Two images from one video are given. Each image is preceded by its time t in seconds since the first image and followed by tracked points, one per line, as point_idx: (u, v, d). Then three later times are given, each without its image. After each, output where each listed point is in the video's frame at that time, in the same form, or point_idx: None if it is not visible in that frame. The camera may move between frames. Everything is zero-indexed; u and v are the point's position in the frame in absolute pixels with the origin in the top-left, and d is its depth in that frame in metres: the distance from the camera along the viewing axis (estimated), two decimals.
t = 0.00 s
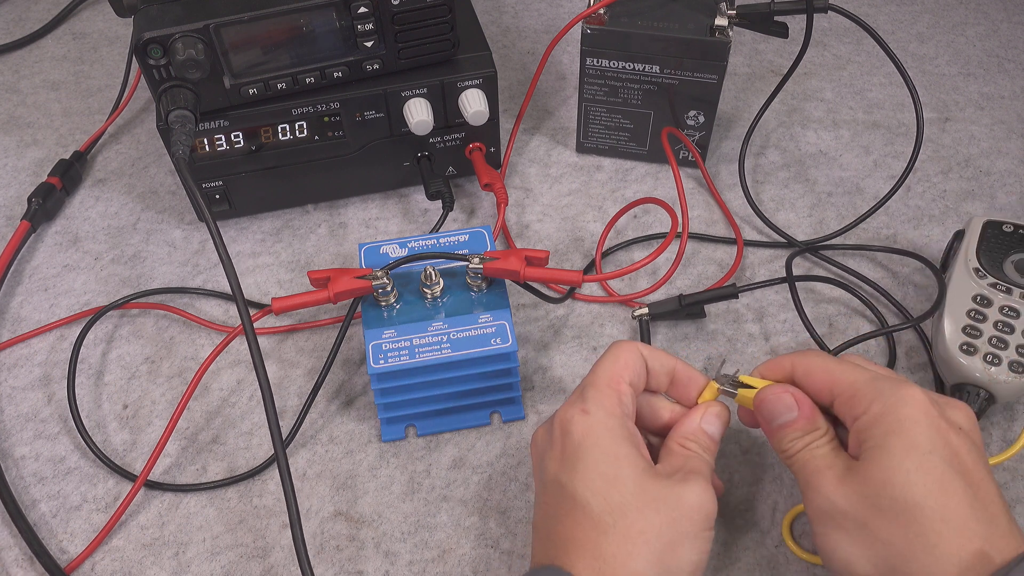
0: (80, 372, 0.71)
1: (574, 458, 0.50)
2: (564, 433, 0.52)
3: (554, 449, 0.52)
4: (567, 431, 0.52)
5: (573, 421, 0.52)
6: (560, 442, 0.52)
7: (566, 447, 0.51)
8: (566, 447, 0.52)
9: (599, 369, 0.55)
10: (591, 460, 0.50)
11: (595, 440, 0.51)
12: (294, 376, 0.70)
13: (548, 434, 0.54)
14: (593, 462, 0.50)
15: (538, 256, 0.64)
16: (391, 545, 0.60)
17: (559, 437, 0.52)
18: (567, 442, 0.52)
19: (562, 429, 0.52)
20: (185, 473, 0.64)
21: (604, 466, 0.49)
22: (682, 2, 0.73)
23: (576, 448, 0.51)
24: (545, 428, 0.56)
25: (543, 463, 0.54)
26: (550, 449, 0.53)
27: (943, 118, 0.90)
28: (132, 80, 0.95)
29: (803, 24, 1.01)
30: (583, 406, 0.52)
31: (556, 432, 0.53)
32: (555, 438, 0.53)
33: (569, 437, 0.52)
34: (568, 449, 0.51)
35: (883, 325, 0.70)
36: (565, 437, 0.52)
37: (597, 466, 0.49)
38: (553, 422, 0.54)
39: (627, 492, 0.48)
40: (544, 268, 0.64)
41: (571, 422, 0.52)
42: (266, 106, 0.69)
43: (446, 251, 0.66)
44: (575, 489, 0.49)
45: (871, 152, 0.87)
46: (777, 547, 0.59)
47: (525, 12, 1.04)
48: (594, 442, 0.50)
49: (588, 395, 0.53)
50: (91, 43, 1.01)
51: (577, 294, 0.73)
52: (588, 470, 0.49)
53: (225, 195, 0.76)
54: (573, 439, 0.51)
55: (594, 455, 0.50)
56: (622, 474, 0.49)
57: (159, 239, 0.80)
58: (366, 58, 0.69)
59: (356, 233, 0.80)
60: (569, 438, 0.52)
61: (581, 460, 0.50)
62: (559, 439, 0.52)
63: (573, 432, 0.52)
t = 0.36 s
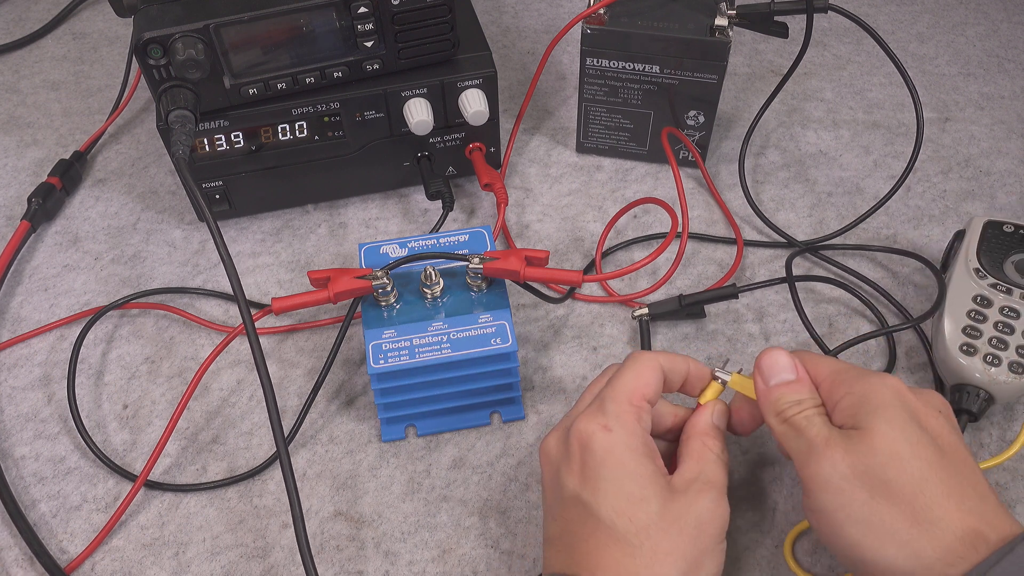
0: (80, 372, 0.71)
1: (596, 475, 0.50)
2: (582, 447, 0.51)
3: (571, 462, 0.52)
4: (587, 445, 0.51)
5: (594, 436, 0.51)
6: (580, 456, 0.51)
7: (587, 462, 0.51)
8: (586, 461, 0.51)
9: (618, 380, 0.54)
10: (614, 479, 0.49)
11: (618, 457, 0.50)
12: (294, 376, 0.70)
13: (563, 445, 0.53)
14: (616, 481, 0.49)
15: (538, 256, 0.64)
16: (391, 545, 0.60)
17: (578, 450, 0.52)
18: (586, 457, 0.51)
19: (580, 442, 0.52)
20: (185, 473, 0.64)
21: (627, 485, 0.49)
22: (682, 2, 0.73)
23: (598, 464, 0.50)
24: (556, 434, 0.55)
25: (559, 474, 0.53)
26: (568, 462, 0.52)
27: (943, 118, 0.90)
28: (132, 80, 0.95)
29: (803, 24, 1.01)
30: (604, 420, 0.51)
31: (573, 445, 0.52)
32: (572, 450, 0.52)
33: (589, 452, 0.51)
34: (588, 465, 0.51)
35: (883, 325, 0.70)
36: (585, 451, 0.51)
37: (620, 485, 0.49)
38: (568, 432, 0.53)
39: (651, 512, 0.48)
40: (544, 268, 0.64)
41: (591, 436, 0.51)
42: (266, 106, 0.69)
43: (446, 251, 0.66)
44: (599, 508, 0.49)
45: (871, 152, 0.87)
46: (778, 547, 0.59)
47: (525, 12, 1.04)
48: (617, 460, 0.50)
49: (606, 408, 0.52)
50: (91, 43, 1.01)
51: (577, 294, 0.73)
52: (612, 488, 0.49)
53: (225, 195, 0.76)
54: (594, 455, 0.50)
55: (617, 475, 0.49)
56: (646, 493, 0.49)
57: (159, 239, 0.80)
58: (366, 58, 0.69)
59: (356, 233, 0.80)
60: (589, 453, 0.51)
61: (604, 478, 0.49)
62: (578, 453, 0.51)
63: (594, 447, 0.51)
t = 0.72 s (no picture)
0: (80, 372, 0.71)
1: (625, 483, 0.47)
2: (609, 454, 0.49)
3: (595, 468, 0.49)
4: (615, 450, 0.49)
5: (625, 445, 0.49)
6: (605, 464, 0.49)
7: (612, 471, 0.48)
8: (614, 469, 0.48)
9: (637, 386, 0.52)
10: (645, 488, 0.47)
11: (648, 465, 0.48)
12: (294, 376, 0.70)
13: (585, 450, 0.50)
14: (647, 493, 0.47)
15: (538, 256, 0.64)
16: (391, 545, 0.60)
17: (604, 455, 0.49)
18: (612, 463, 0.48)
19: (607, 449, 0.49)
20: (185, 473, 0.64)
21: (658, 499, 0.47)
22: (682, 2, 0.73)
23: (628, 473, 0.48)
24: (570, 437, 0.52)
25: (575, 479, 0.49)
26: (592, 467, 0.49)
27: (943, 118, 0.90)
28: (132, 80, 0.95)
29: (803, 25, 1.01)
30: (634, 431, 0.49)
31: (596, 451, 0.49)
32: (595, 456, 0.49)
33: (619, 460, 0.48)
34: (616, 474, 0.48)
35: (883, 326, 0.70)
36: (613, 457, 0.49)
37: (652, 498, 0.47)
38: (590, 436, 0.51)
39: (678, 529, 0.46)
40: (544, 268, 0.64)
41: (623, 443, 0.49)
42: (266, 106, 0.69)
43: (446, 251, 0.66)
44: (631, 520, 0.46)
45: (871, 152, 0.87)
46: (778, 547, 0.59)
47: (525, 12, 1.04)
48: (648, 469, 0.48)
49: (632, 416, 0.50)
50: (91, 43, 1.01)
51: (577, 294, 0.73)
52: (644, 500, 0.47)
53: (225, 195, 0.76)
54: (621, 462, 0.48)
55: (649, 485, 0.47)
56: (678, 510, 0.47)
57: (159, 239, 0.80)
58: (366, 58, 0.69)
59: (356, 233, 0.80)
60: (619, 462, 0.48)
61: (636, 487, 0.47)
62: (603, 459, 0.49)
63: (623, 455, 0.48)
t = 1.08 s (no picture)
0: (80, 372, 0.71)
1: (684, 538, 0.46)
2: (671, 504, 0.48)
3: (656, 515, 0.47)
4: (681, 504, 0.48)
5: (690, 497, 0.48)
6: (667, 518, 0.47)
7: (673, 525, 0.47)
8: (678, 516, 0.47)
9: (699, 434, 0.50)
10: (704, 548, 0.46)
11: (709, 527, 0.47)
12: (294, 376, 0.70)
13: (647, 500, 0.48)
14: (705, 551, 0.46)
15: (538, 256, 0.64)
16: (391, 545, 0.60)
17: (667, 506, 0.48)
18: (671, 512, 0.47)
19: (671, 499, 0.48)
20: (185, 473, 0.64)
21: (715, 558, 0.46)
22: (682, 2, 0.73)
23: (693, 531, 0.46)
24: (624, 471, 0.50)
25: (633, 519, 0.48)
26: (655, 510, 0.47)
27: (943, 118, 0.90)
28: (132, 80, 0.95)
29: (803, 25, 1.01)
30: (703, 484, 0.48)
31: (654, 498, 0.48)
32: (657, 504, 0.48)
33: (686, 511, 0.47)
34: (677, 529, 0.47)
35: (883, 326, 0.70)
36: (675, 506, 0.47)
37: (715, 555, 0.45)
38: (653, 478, 0.49)
39: None
40: (544, 268, 0.64)
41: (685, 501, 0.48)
42: (266, 106, 0.69)
43: (446, 251, 0.66)
44: (691, 573, 0.44)
45: (871, 152, 0.87)
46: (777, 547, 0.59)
47: (525, 12, 1.04)
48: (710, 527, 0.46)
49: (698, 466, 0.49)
50: (91, 43, 1.01)
51: (577, 294, 0.73)
52: (705, 557, 0.45)
53: (225, 195, 0.76)
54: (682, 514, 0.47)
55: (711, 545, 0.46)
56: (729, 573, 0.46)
57: (159, 239, 0.80)
58: (366, 58, 0.69)
59: (356, 233, 0.80)
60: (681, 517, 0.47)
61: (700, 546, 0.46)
62: (661, 510, 0.47)
63: (696, 511, 0.47)
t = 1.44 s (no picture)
0: (80, 372, 0.71)
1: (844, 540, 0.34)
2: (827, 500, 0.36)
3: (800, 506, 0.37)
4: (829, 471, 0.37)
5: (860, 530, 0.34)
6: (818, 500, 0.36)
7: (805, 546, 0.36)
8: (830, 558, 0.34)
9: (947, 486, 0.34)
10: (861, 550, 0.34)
11: None
12: (294, 376, 0.70)
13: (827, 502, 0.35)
14: None
15: (538, 256, 0.64)
16: (391, 545, 0.60)
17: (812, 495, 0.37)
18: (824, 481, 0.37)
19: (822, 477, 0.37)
20: (185, 473, 0.64)
21: None
22: (682, 2, 0.73)
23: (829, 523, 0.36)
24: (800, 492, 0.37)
25: None
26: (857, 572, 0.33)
27: (943, 118, 0.90)
28: (132, 80, 0.95)
29: (803, 25, 1.01)
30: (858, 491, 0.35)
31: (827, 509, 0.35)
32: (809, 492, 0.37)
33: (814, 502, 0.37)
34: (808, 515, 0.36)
35: (883, 326, 0.70)
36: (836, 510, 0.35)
37: None
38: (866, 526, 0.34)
39: None
40: (544, 268, 0.64)
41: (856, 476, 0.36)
42: (266, 106, 0.69)
43: (446, 251, 0.66)
44: None
45: (871, 152, 0.87)
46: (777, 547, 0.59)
47: (525, 12, 1.04)
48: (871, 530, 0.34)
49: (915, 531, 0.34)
50: (91, 43, 1.01)
51: (577, 294, 0.73)
52: None
53: (225, 195, 0.76)
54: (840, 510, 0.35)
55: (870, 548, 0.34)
56: None
57: (159, 239, 0.80)
58: (366, 58, 0.69)
59: (356, 233, 0.80)
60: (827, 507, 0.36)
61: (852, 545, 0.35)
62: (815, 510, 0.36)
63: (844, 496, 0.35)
